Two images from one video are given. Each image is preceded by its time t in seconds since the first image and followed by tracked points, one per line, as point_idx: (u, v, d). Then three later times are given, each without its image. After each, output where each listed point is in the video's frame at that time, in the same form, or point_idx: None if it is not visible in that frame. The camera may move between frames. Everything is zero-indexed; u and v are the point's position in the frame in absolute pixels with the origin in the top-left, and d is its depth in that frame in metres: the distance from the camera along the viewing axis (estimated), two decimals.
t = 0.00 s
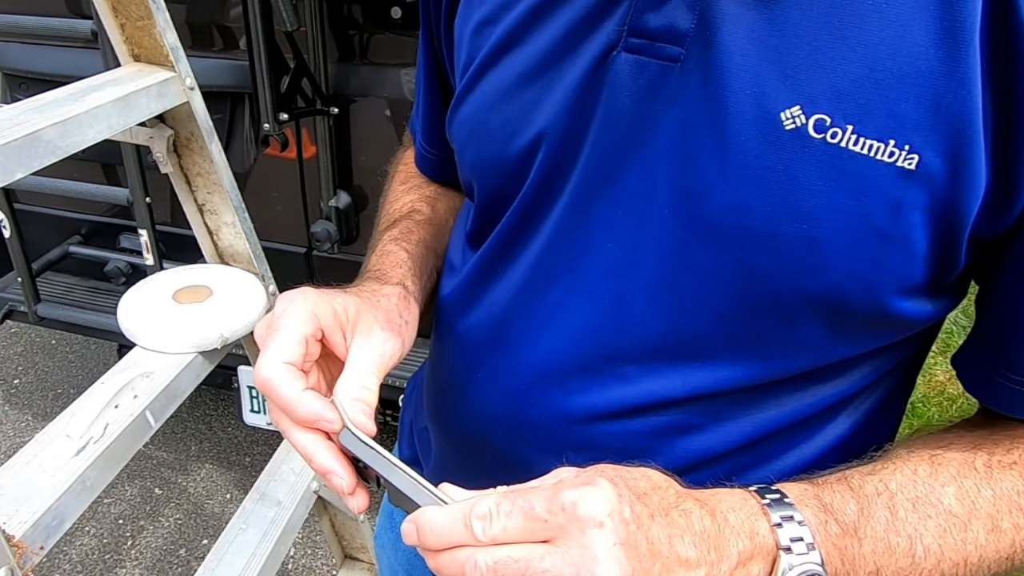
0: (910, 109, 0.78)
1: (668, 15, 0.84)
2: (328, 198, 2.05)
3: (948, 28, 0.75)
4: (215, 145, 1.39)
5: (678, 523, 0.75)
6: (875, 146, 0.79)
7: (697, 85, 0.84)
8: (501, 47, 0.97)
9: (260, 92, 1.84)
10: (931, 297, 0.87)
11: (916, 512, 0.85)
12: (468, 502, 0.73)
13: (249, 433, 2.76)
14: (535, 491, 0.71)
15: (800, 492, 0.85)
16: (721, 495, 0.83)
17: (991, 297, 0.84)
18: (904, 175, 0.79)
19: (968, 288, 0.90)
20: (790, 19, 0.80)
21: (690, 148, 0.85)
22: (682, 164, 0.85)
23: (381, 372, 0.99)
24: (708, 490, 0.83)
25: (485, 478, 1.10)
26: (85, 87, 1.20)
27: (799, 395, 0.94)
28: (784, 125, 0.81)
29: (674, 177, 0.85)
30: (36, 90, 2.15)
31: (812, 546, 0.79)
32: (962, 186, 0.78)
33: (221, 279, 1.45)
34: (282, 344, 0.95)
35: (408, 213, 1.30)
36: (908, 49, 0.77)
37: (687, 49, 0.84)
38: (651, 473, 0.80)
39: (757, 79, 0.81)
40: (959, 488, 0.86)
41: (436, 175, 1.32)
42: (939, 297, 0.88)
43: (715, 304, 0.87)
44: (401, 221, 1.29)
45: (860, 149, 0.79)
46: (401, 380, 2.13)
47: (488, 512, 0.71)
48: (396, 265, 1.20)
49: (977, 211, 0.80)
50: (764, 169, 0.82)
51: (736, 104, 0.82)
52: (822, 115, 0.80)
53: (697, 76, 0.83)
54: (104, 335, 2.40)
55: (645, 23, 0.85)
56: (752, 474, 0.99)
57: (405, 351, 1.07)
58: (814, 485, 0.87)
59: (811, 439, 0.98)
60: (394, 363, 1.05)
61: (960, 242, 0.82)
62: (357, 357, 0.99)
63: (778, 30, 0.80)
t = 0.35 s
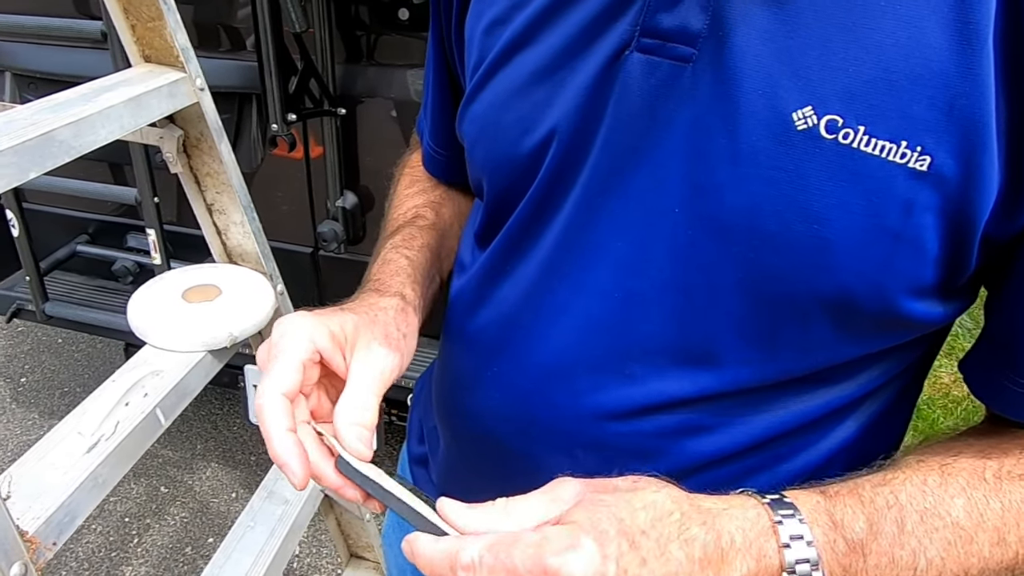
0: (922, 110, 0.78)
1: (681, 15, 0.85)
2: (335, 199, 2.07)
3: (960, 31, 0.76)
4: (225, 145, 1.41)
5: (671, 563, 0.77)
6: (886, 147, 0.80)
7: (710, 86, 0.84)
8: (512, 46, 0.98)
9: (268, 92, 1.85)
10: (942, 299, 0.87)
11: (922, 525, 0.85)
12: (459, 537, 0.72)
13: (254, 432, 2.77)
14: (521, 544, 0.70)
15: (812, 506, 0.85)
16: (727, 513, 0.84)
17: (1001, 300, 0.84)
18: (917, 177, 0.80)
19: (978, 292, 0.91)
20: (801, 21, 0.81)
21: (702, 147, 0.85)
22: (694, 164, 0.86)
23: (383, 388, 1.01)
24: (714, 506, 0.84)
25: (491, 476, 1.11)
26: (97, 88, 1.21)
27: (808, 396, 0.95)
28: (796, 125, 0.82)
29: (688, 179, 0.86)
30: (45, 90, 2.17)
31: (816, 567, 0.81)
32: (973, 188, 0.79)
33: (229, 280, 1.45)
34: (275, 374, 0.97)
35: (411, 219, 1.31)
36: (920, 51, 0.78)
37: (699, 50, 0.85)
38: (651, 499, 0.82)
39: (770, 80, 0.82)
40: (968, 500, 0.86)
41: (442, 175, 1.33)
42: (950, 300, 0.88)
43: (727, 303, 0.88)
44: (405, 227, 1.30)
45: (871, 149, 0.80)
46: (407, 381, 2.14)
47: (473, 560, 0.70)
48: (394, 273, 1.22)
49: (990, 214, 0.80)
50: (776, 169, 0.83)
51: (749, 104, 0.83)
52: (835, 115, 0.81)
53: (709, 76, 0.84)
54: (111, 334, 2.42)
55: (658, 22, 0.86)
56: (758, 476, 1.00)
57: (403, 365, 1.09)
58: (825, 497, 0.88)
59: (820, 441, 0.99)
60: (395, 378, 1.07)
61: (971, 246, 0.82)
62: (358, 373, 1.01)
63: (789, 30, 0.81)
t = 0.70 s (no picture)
0: (917, 116, 0.80)
1: (682, 23, 0.86)
2: (338, 200, 2.08)
3: (953, 39, 0.78)
4: (229, 147, 1.42)
5: None
6: (882, 151, 0.81)
7: (710, 92, 0.86)
8: (517, 52, 0.99)
9: (272, 96, 1.86)
10: (937, 300, 0.89)
11: (914, 549, 0.88)
12: None
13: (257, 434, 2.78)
14: None
15: (807, 539, 0.88)
16: (725, 556, 0.87)
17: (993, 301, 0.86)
18: (911, 180, 0.82)
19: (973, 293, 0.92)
20: (799, 28, 0.82)
21: (703, 151, 0.87)
22: (696, 168, 0.87)
23: (383, 411, 1.02)
24: (714, 547, 0.87)
25: (493, 475, 1.13)
26: (103, 92, 1.23)
27: (807, 396, 0.96)
28: (795, 130, 0.84)
29: (689, 182, 0.88)
30: (49, 93, 2.18)
31: None
32: (967, 191, 0.80)
33: (233, 281, 1.47)
34: (279, 412, 0.99)
35: (411, 233, 1.34)
36: (914, 58, 0.79)
37: (701, 57, 0.86)
38: (646, 553, 0.84)
39: (769, 86, 0.84)
40: (961, 521, 0.89)
41: (448, 180, 1.34)
42: (945, 301, 0.90)
43: (727, 304, 0.89)
44: (404, 244, 1.33)
45: (868, 153, 0.82)
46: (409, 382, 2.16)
47: None
48: (392, 292, 1.25)
49: (983, 216, 0.82)
50: (776, 173, 0.85)
51: (748, 109, 0.85)
52: (832, 121, 0.82)
53: (709, 82, 0.86)
54: (115, 336, 2.43)
55: (660, 30, 0.87)
56: (757, 475, 1.01)
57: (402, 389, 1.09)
58: (823, 529, 0.89)
59: (818, 439, 1.00)
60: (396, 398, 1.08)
61: (966, 247, 0.83)
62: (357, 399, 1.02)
63: (788, 38, 0.83)
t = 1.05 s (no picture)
0: (898, 114, 0.82)
1: (670, 24, 0.88)
2: (331, 203, 2.07)
3: (932, 39, 0.80)
4: (223, 151, 1.43)
5: None
6: (864, 148, 0.83)
7: (698, 92, 0.88)
8: (508, 54, 1.01)
9: (265, 99, 1.87)
10: (918, 292, 0.91)
11: (897, 540, 0.90)
12: None
13: (252, 438, 2.78)
14: None
15: (792, 533, 0.90)
16: (712, 552, 0.88)
17: (971, 293, 0.88)
18: (892, 174, 0.83)
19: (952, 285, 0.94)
20: (784, 29, 0.84)
21: (692, 150, 0.88)
22: (685, 166, 0.89)
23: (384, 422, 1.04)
24: (701, 544, 0.89)
25: (486, 473, 1.14)
26: (98, 97, 1.24)
27: (794, 387, 0.98)
28: (780, 128, 0.85)
29: (679, 179, 0.89)
30: (40, 99, 2.18)
31: None
32: (946, 185, 0.82)
33: (229, 285, 1.47)
34: (287, 474, 1.02)
35: (395, 242, 1.36)
36: (894, 56, 0.81)
37: (689, 57, 0.88)
38: (631, 554, 0.85)
39: (755, 85, 0.85)
40: (942, 511, 0.91)
41: (441, 180, 1.34)
42: (926, 292, 0.92)
43: (717, 298, 0.91)
44: (386, 251, 1.36)
45: (850, 150, 0.84)
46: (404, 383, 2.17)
47: None
48: (371, 300, 1.27)
49: (962, 208, 0.84)
50: (761, 169, 0.86)
51: (735, 107, 0.86)
52: (816, 118, 0.84)
53: (696, 82, 0.88)
54: (109, 341, 2.43)
55: (649, 31, 0.89)
56: (745, 466, 1.02)
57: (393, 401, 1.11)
58: (808, 522, 0.91)
59: (807, 429, 1.01)
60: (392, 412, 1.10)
61: (945, 240, 0.86)
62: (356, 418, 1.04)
63: (775, 37, 0.85)
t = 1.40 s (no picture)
0: (866, 109, 0.83)
1: (646, 24, 0.89)
2: (316, 206, 2.08)
3: (897, 36, 0.82)
4: (208, 155, 1.43)
5: None
6: (834, 142, 0.84)
7: (674, 90, 0.88)
8: (486, 57, 1.01)
9: (250, 104, 1.87)
10: (890, 281, 0.92)
11: (875, 526, 0.93)
12: None
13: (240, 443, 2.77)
14: None
15: (776, 526, 0.91)
16: (699, 552, 0.89)
17: (941, 282, 0.90)
18: (863, 168, 0.84)
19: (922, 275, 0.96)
20: (755, 28, 0.85)
21: (668, 147, 0.89)
22: (661, 163, 0.89)
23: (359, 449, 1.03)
24: (689, 544, 0.89)
25: (473, 472, 1.14)
26: (81, 101, 1.23)
27: (771, 377, 0.99)
28: (753, 124, 0.86)
29: (656, 175, 0.90)
30: (20, 105, 2.16)
31: None
32: (914, 177, 0.84)
33: (215, 289, 1.47)
34: (263, 492, 1.00)
35: (377, 253, 1.37)
36: (862, 53, 0.83)
37: (664, 56, 0.88)
38: (620, 563, 0.85)
39: (729, 83, 0.86)
40: (917, 496, 0.94)
41: (424, 186, 1.34)
42: (897, 282, 0.93)
43: (697, 292, 0.91)
44: (365, 265, 1.37)
45: (821, 144, 0.85)
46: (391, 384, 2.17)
47: None
48: (353, 317, 1.27)
49: (930, 198, 0.86)
50: (734, 165, 0.87)
51: (709, 105, 0.87)
52: (787, 114, 0.85)
53: (672, 80, 0.88)
54: (94, 349, 2.42)
55: (625, 31, 0.90)
56: (726, 456, 1.02)
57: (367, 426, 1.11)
58: (790, 514, 0.93)
59: (786, 417, 1.03)
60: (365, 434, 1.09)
61: (914, 230, 0.87)
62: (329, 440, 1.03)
63: (747, 36, 0.86)
